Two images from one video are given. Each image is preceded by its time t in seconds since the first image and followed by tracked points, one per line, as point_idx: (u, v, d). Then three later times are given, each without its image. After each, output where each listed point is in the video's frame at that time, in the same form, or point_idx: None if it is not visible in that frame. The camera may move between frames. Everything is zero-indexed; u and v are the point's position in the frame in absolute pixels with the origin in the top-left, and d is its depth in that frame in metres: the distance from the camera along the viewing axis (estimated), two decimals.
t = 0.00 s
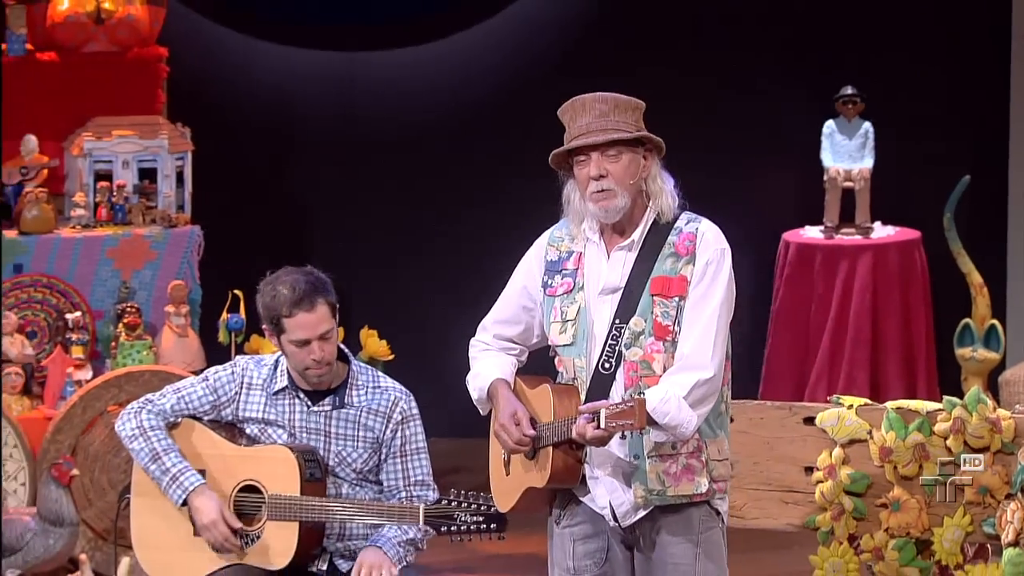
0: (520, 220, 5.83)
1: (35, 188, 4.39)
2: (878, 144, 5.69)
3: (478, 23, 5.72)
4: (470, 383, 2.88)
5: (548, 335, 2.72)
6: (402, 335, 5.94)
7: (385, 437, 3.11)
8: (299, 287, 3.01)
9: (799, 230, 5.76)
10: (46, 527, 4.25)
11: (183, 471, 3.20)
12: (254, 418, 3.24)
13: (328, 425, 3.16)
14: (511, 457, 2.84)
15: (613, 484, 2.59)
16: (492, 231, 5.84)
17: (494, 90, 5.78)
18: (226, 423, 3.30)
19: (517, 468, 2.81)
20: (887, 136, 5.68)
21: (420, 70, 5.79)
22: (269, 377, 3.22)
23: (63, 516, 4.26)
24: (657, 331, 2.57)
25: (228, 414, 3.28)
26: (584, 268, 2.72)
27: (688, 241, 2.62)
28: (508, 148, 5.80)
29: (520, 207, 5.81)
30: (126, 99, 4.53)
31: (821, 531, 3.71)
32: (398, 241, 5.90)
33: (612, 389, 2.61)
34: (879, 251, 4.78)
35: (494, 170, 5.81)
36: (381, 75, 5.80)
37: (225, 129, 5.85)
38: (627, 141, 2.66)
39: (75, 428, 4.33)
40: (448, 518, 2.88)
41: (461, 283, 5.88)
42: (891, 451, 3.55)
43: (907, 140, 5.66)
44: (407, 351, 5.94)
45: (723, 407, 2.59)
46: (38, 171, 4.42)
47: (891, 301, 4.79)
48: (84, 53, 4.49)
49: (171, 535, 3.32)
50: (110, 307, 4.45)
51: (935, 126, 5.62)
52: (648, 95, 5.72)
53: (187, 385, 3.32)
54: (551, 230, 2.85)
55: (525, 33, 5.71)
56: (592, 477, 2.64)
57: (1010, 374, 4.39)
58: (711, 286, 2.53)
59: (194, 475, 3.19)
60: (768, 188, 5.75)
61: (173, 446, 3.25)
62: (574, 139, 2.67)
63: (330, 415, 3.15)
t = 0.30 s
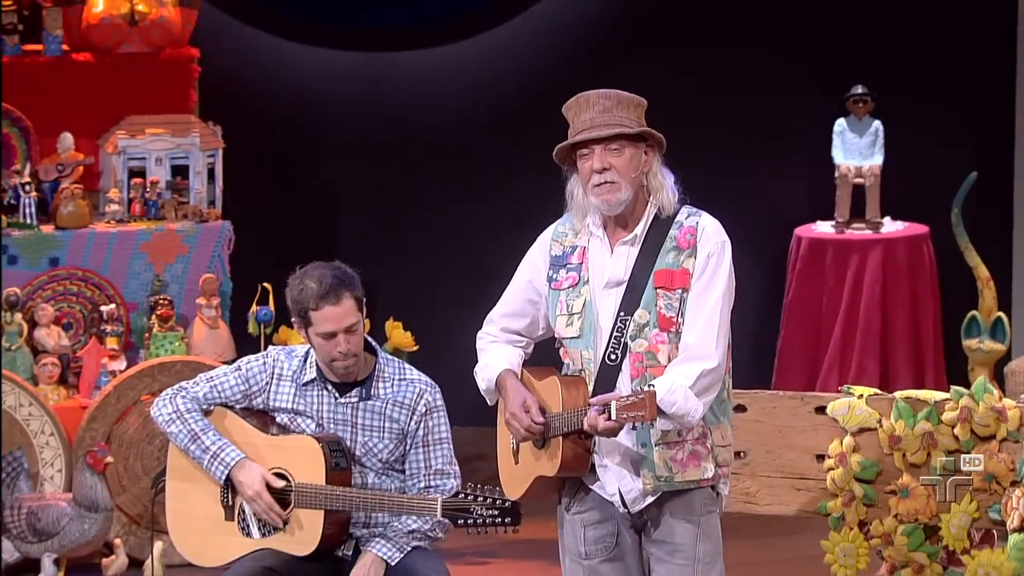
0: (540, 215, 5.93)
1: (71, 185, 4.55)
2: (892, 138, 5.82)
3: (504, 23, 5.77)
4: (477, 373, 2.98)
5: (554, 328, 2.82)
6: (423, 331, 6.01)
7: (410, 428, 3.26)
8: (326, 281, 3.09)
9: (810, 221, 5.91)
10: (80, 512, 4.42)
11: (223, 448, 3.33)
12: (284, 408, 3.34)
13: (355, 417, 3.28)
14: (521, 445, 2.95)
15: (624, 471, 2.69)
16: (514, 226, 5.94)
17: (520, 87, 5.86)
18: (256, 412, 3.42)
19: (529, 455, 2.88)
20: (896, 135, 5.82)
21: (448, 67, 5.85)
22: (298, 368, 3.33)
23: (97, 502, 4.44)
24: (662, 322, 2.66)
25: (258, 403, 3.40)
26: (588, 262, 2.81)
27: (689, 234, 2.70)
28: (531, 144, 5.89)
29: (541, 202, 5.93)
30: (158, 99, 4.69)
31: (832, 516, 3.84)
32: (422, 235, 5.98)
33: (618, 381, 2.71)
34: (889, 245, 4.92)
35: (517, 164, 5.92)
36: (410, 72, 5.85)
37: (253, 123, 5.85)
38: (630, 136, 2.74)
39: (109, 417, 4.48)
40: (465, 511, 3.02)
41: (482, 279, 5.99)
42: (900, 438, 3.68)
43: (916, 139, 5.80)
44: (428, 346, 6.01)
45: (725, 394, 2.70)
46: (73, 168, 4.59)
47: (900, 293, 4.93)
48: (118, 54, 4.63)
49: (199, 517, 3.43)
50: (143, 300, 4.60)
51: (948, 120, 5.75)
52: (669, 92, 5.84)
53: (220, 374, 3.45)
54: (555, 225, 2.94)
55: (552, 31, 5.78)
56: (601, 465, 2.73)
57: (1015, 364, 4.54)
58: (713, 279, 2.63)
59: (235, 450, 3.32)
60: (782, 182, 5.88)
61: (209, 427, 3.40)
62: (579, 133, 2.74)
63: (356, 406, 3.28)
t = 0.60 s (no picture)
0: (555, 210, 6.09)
1: (102, 179, 4.71)
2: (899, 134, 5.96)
3: (523, 23, 5.92)
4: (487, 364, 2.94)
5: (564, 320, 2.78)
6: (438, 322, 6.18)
7: (431, 418, 3.31)
8: (344, 273, 3.16)
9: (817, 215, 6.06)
10: (110, 497, 4.57)
11: (252, 433, 3.37)
12: (308, 398, 3.41)
13: (377, 407, 3.34)
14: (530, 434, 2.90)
15: (631, 460, 2.65)
16: (529, 222, 6.10)
17: (536, 84, 6.00)
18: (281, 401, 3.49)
19: (539, 445, 2.85)
20: (900, 131, 5.97)
21: (466, 65, 5.99)
22: (321, 360, 3.41)
23: (126, 487, 4.58)
24: (667, 316, 2.63)
25: (283, 393, 3.47)
26: (596, 256, 2.76)
27: (694, 230, 2.67)
28: (547, 141, 6.05)
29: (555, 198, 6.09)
30: (184, 99, 4.84)
31: (838, 500, 3.92)
32: (439, 229, 6.13)
33: (625, 373, 2.68)
34: (893, 239, 5.07)
35: (533, 161, 6.07)
36: (430, 71, 5.99)
37: (276, 120, 6.03)
38: (642, 133, 2.71)
39: (138, 404, 4.62)
40: (475, 498, 3.05)
41: (498, 273, 6.15)
42: (905, 426, 3.78)
43: (920, 135, 5.95)
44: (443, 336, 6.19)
45: (729, 384, 2.68)
46: (104, 163, 4.73)
47: (905, 286, 5.08)
48: (147, 53, 4.80)
49: (227, 501, 3.51)
50: (171, 292, 4.77)
51: (955, 117, 5.89)
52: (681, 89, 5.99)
53: (245, 365, 3.51)
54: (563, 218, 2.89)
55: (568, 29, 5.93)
56: (609, 454, 2.69)
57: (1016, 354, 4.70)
58: (716, 275, 2.60)
59: (261, 436, 3.36)
60: (791, 177, 6.03)
61: (238, 413, 3.44)
62: (592, 126, 2.71)
63: (378, 397, 3.34)
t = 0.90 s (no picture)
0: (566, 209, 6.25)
1: (128, 179, 4.89)
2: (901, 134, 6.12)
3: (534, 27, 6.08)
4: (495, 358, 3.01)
5: (568, 317, 2.85)
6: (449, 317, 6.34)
7: (446, 411, 3.44)
8: (359, 268, 3.30)
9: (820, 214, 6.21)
10: (136, 486, 4.69)
11: (272, 427, 3.49)
12: (327, 391, 3.53)
13: (393, 401, 3.46)
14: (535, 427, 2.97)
15: (631, 455, 2.73)
16: (540, 221, 6.25)
17: (548, 85, 6.16)
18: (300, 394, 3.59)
19: (542, 438, 2.94)
20: (901, 133, 6.11)
21: (479, 66, 6.14)
22: (340, 355, 3.51)
23: (152, 476, 4.70)
24: (668, 316, 2.69)
25: (303, 386, 3.57)
26: (600, 255, 2.83)
27: (695, 232, 2.73)
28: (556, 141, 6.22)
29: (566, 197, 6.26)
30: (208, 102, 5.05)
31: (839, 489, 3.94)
32: (452, 229, 6.29)
33: (626, 370, 2.75)
34: (894, 236, 5.22)
35: (543, 161, 6.24)
36: (445, 73, 6.14)
37: (292, 119, 6.12)
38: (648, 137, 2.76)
39: (163, 396, 4.79)
40: (483, 490, 3.17)
41: (509, 271, 6.32)
42: (905, 418, 3.82)
43: (920, 137, 6.10)
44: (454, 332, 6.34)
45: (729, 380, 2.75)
46: (130, 163, 4.92)
47: (905, 282, 5.23)
48: (171, 57, 4.96)
49: (249, 490, 3.59)
50: (195, 287, 4.93)
51: (956, 117, 6.05)
52: (690, 91, 6.14)
53: (266, 359, 3.64)
54: (569, 217, 2.94)
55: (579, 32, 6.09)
56: (609, 448, 2.76)
57: (1012, 348, 4.85)
58: (717, 276, 2.67)
59: (282, 431, 3.46)
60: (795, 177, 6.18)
61: (258, 407, 3.55)
62: (600, 127, 2.75)
63: (394, 391, 3.46)
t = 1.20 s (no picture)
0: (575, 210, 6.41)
1: (152, 180, 5.05)
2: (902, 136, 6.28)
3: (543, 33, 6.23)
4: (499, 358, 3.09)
5: (570, 320, 2.93)
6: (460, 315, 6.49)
7: (460, 406, 3.53)
8: (375, 266, 3.40)
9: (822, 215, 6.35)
10: (159, 478, 4.85)
11: (291, 422, 3.58)
12: (346, 387, 3.63)
13: (409, 395, 3.57)
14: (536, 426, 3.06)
15: (628, 457, 2.82)
16: (550, 222, 6.41)
17: (558, 89, 6.31)
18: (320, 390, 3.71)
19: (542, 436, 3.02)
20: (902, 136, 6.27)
21: (492, 70, 6.29)
22: (358, 351, 3.63)
23: (175, 469, 4.85)
24: (667, 323, 2.78)
25: (322, 382, 3.69)
26: (603, 261, 2.91)
27: (695, 242, 2.82)
28: (567, 143, 6.36)
29: (575, 198, 6.42)
30: (229, 104, 5.16)
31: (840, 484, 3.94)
32: (464, 229, 6.46)
33: (625, 374, 2.83)
34: (894, 236, 5.37)
35: (553, 162, 6.38)
36: (457, 77, 6.30)
37: (309, 122, 6.31)
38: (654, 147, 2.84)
39: (186, 391, 4.94)
40: (493, 483, 3.30)
41: (519, 271, 6.47)
42: (905, 413, 3.84)
43: (920, 139, 6.24)
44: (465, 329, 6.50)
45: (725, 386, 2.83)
46: (154, 166, 5.08)
47: (905, 281, 5.39)
48: (194, 62, 5.11)
49: (272, 482, 3.69)
50: (217, 286, 5.08)
51: (956, 122, 6.20)
52: (697, 94, 6.29)
53: (286, 355, 3.74)
54: (572, 222, 3.01)
55: (590, 37, 6.24)
56: (607, 450, 2.86)
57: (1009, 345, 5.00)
58: (716, 286, 2.75)
59: (300, 426, 3.56)
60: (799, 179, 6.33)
61: (279, 402, 3.66)
62: (608, 138, 2.83)
63: (410, 386, 3.57)
